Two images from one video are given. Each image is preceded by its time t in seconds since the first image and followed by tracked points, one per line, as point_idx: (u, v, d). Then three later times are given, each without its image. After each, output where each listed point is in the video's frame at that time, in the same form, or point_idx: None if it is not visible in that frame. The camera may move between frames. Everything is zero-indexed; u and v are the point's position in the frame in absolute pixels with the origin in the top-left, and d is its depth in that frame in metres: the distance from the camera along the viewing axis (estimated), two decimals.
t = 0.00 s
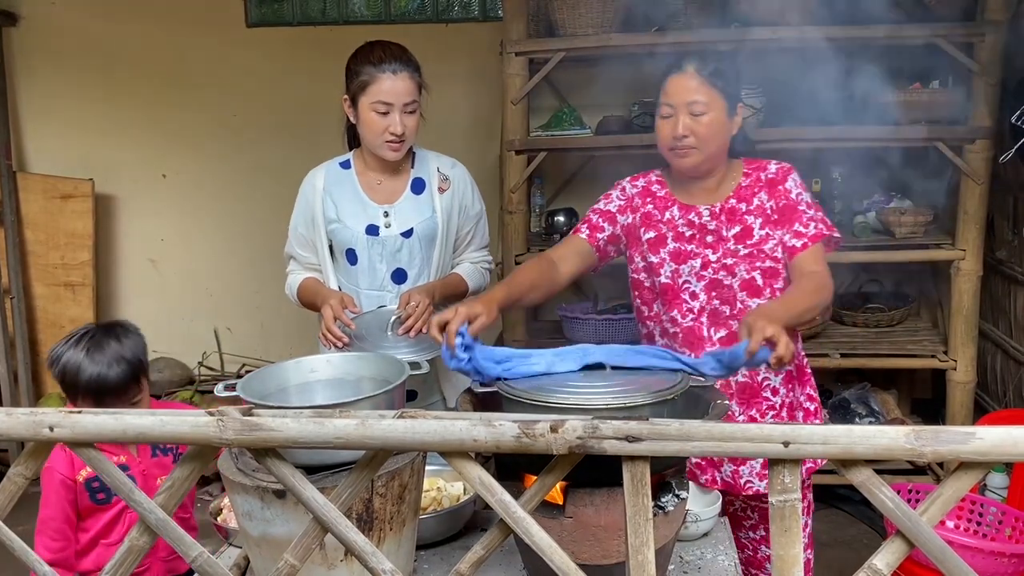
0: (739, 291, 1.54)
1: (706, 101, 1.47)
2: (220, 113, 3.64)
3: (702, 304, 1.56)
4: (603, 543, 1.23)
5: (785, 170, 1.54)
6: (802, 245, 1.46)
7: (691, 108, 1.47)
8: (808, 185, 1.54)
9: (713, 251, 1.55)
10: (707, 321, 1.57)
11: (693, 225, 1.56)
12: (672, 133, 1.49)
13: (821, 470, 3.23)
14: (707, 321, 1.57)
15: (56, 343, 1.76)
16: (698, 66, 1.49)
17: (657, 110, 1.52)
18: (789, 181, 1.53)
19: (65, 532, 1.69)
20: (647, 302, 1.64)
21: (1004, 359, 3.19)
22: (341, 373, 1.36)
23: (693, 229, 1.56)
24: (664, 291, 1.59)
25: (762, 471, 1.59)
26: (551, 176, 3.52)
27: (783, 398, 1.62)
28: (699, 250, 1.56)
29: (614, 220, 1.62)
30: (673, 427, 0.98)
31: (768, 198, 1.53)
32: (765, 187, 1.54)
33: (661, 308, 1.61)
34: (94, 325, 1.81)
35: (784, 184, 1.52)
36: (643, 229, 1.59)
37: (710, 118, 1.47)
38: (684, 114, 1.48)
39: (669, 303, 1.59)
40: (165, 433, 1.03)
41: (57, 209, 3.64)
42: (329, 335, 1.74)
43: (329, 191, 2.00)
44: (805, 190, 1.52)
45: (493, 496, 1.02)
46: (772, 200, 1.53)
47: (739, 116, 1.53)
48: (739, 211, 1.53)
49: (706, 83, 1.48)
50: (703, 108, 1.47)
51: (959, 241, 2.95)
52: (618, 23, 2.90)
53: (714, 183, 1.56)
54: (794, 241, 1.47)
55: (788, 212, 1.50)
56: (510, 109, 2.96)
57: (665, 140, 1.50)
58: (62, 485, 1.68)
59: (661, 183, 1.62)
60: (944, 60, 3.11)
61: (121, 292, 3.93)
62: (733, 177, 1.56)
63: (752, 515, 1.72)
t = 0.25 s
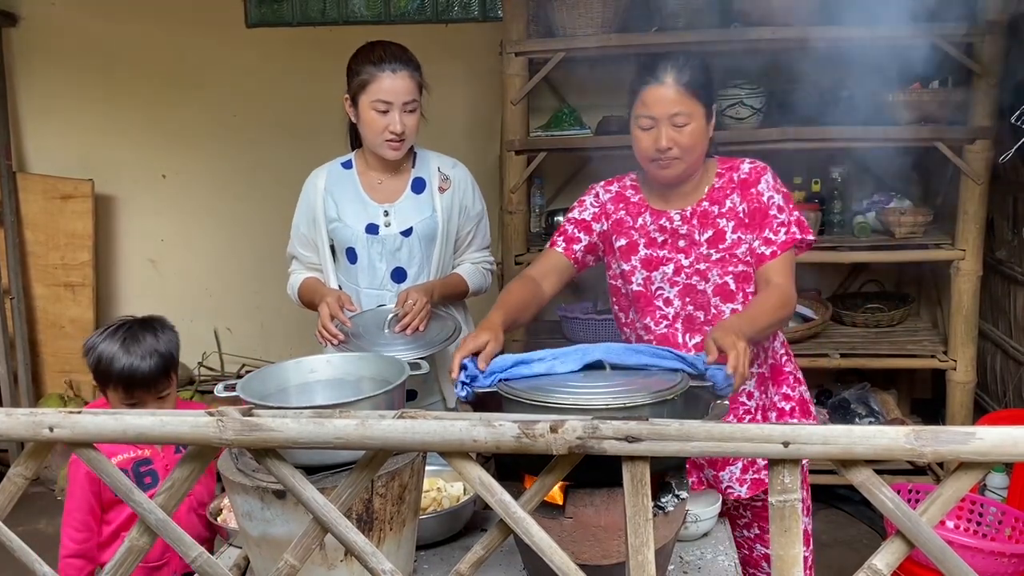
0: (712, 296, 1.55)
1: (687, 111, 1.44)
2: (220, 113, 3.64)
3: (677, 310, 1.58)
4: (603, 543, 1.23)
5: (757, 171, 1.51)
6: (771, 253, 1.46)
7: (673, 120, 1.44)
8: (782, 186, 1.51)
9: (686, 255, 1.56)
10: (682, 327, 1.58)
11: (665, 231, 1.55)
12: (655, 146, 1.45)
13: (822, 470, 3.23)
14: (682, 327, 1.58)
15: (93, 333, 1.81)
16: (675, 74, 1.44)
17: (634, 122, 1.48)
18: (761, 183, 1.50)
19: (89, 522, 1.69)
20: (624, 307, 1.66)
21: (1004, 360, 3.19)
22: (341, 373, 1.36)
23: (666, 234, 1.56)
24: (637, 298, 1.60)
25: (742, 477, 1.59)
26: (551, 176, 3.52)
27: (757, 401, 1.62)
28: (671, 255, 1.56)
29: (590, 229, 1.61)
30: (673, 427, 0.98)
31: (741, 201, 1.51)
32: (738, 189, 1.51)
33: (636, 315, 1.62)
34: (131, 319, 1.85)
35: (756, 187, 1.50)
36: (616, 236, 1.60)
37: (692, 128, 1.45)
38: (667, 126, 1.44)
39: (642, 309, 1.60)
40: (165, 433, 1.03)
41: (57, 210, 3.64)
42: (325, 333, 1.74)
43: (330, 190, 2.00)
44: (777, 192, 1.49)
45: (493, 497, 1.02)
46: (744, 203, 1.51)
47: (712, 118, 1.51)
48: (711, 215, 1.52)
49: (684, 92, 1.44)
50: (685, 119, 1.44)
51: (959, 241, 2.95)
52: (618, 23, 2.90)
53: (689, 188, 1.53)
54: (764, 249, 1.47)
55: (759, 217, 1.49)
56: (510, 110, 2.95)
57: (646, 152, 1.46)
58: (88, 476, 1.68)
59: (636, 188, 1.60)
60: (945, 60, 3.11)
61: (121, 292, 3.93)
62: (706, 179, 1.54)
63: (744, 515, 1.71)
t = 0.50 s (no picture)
0: (699, 301, 1.56)
1: (673, 118, 1.42)
2: (220, 113, 3.64)
3: (663, 314, 1.58)
4: (603, 543, 1.22)
5: (744, 173, 1.50)
6: (761, 258, 1.46)
7: (659, 128, 1.42)
8: (771, 187, 1.50)
9: (673, 259, 1.56)
10: (667, 331, 1.59)
11: (652, 234, 1.56)
12: (642, 155, 1.44)
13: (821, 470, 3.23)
14: (667, 331, 1.59)
15: (87, 337, 1.80)
16: (659, 80, 1.41)
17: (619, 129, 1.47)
18: (748, 186, 1.50)
19: (83, 529, 1.68)
20: (612, 310, 1.67)
21: (1003, 359, 3.19)
22: (341, 373, 1.36)
23: (653, 238, 1.56)
24: (624, 302, 1.61)
25: (726, 480, 1.61)
26: (551, 177, 3.53)
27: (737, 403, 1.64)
28: (657, 259, 1.57)
29: (578, 232, 1.62)
30: (673, 428, 0.98)
31: (728, 204, 1.51)
32: (725, 192, 1.51)
33: (623, 318, 1.64)
34: (128, 323, 1.84)
35: (742, 190, 1.50)
36: (603, 239, 1.60)
37: (679, 134, 1.43)
38: (653, 133, 1.42)
39: (629, 313, 1.61)
40: (165, 434, 1.03)
41: (57, 210, 3.64)
42: (323, 331, 1.74)
43: (331, 190, 2.01)
44: (765, 194, 1.48)
45: (493, 497, 1.02)
46: (731, 206, 1.51)
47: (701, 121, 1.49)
48: (698, 219, 1.52)
49: (670, 98, 1.41)
50: (671, 126, 1.42)
51: (959, 241, 2.95)
52: (617, 24, 2.90)
53: (678, 191, 1.52)
54: (754, 254, 1.47)
55: (747, 221, 1.48)
56: (510, 110, 2.96)
57: (632, 161, 1.45)
58: (79, 485, 1.67)
59: (624, 189, 1.60)
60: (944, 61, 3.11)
61: (121, 292, 3.93)
62: (694, 182, 1.54)
63: (739, 513, 1.73)
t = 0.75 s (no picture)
0: (698, 304, 1.56)
1: (662, 123, 1.42)
2: (219, 113, 3.64)
3: (662, 318, 1.59)
4: (602, 544, 1.21)
5: (741, 175, 1.51)
6: (761, 261, 1.47)
7: (647, 133, 1.42)
8: (767, 188, 1.51)
9: (671, 263, 1.56)
10: (667, 336, 1.60)
11: (649, 238, 1.56)
12: (631, 161, 1.44)
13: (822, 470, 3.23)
14: (667, 334, 1.60)
15: (59, 349, 1.74)
16: (645, 87, 1.41)
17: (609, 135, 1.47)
18: (746, 188, 1.50)
19: (61, 546, 1.67)
20: (609, 313, 1.68)
21: (1003, 359, 3.19)
22: (341, 373, 1.36)
23: (651, 241, 1.56)
24: (622, 307, 1.61)
25: (727, 481, 1.64)
26: (551, 177, 3.53)
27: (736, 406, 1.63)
28: (655, 263, 1.57)
29: (572, 237, 1.61)
30: (672, 428, 0.98)
31: (726, 206, 1.52)
32: (722, 195, 1.52)
33: (621, 321, 1.64)
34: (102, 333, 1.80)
35: (741, 193, 1.51)
36: (601, 244, 1.60)
37: (667, 139, 1.43)
38: (641, 139, 1.42)
39: (628, 317, 1.61)
40: (165, 434, 1.03)
41: (57, 210, 3.64)
42: (323, 330, 1.74)
43: (333, 189, 2.01)
44: (763, 196, 1.50)
45: (493, 497, 1.02)
46: (729, 209, 1.51)
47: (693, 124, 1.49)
48: (697, 222, 1.52)
49: (658, 104, 1.41)
50: (659, 131, 1.41)
51: (958, 241, 2.96)
52: (617, 24, 2.90)
53: (676, 195, 1.52)
54: (754, 256, 1.48)
55: (746, 224, 1.49)
56: (509, 110, 2.96)
57: (623, 166, 1.45)
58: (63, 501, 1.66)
59: (619, 192, 1.60)
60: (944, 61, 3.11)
61: (121, 292, 3.93)
62: (689, 184, 1.53)
63: (737, 510, 1.74)
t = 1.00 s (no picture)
0: (696, 303, 1.57)
1: (661, 124, 1.42)
2: (219, 113, 3.64)
3: (660, 317, 1.59)
4: (603, 543, 1.22)
5: (740, 174, 1.50)
6: (760, 260, 1.45)
7: (647, 135, 1.42)
8: (766, 187, 1.49)
9: (669, 261, 1.56)
10: (665, 334, 1.59)
11: (648, 236, 1.56)
12: (631, 161, 1.44)
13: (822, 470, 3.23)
14: (665, 333, 1.59)
15: (63, 351, 1.73)
16: (647, 87, 1.41)
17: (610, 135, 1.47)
18: (745, 187, 1.49)
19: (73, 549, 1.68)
20: (609, 312, 1.68)
21: (1003, 359, 3.19)
22: (342, 373, 1.36)
23: (649, 240, 1.56)
24: (620, 305, 1.62)
25: (724, 479, 1.63)
26: (551, 177, 3.53)
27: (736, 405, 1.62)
28: (654, 262, 1.57)
29: (572, 235, 1.62)
30: (672, 428, 0.98)
31: (724, 206, 1.51)
32: (721, 194, 1.51)
33: (620, 320, 1.64)
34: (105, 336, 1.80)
35: (739, 192, 1.50)
36: (599, 242, 1.60)
37: (667, 140, 1.43)
38: (640, 140, 1.43)
39: (626, 315, 1.62)
40: (166, 434, 1.03)
41: (57, 211, 3.64)
42: (327, 329, 1.74)
43: (334, 189, 2.01)
44: (761, 195, 1.48)
45: (493, 497, 1.02)
46: (728, 208, 1.51)
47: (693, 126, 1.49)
48: (695, 221, 1.52)
49: (660, 105, 1.41)
50: (659, 133, 1.42)
51: (958, 241, 2.96)
52: (616, 24, 2.90)
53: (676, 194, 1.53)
54: (753, 255, 1.47)
55: (745, 222, 1.48)
56: (509, 110, 2.96)
57: (622, 166, 1.46)
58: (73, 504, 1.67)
59: (620, 191, 1.60)
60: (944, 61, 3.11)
61: (121, 292, 3.93)
62: (689, 183, 1.54)
63: (737, 509, 1.75)
